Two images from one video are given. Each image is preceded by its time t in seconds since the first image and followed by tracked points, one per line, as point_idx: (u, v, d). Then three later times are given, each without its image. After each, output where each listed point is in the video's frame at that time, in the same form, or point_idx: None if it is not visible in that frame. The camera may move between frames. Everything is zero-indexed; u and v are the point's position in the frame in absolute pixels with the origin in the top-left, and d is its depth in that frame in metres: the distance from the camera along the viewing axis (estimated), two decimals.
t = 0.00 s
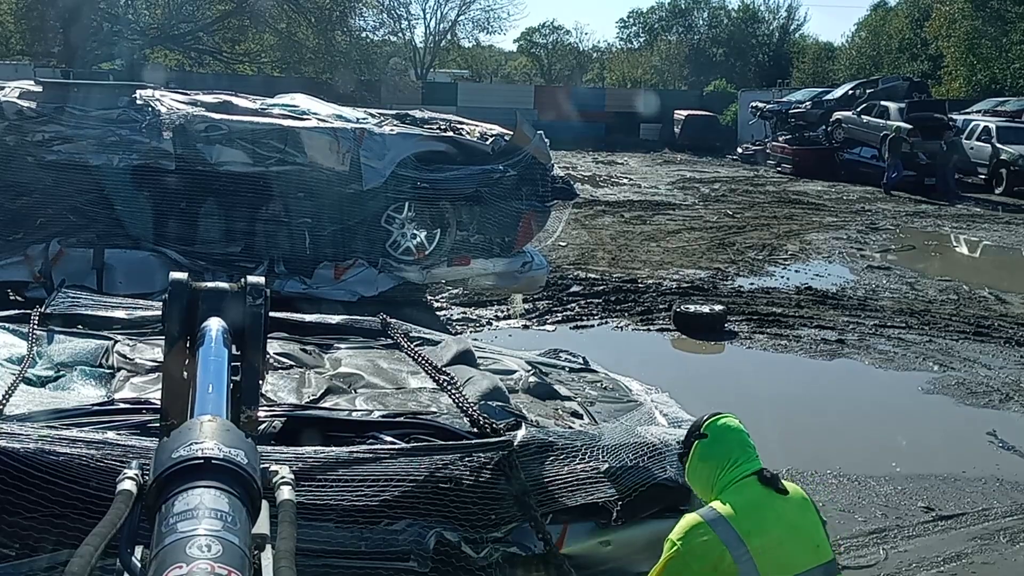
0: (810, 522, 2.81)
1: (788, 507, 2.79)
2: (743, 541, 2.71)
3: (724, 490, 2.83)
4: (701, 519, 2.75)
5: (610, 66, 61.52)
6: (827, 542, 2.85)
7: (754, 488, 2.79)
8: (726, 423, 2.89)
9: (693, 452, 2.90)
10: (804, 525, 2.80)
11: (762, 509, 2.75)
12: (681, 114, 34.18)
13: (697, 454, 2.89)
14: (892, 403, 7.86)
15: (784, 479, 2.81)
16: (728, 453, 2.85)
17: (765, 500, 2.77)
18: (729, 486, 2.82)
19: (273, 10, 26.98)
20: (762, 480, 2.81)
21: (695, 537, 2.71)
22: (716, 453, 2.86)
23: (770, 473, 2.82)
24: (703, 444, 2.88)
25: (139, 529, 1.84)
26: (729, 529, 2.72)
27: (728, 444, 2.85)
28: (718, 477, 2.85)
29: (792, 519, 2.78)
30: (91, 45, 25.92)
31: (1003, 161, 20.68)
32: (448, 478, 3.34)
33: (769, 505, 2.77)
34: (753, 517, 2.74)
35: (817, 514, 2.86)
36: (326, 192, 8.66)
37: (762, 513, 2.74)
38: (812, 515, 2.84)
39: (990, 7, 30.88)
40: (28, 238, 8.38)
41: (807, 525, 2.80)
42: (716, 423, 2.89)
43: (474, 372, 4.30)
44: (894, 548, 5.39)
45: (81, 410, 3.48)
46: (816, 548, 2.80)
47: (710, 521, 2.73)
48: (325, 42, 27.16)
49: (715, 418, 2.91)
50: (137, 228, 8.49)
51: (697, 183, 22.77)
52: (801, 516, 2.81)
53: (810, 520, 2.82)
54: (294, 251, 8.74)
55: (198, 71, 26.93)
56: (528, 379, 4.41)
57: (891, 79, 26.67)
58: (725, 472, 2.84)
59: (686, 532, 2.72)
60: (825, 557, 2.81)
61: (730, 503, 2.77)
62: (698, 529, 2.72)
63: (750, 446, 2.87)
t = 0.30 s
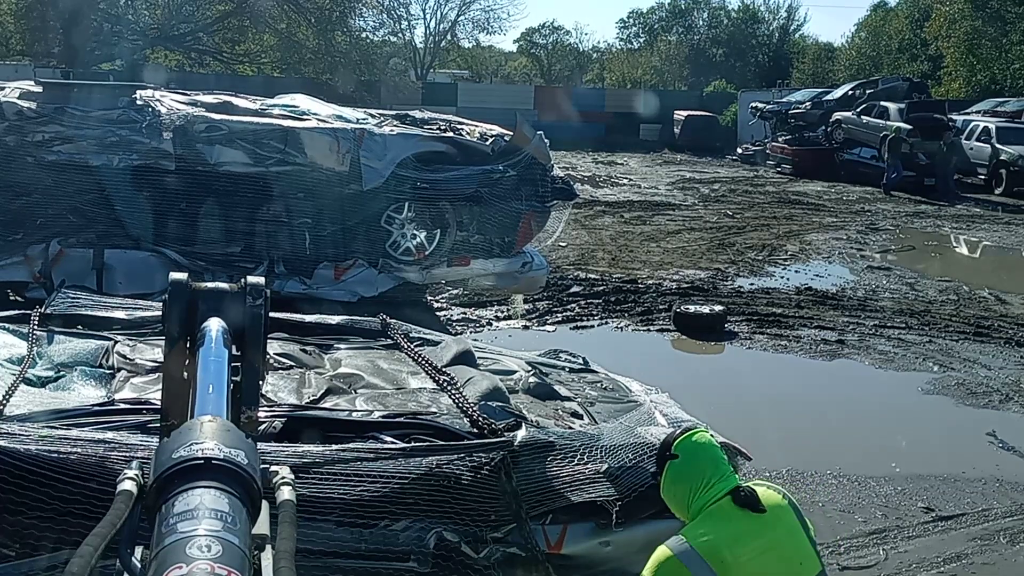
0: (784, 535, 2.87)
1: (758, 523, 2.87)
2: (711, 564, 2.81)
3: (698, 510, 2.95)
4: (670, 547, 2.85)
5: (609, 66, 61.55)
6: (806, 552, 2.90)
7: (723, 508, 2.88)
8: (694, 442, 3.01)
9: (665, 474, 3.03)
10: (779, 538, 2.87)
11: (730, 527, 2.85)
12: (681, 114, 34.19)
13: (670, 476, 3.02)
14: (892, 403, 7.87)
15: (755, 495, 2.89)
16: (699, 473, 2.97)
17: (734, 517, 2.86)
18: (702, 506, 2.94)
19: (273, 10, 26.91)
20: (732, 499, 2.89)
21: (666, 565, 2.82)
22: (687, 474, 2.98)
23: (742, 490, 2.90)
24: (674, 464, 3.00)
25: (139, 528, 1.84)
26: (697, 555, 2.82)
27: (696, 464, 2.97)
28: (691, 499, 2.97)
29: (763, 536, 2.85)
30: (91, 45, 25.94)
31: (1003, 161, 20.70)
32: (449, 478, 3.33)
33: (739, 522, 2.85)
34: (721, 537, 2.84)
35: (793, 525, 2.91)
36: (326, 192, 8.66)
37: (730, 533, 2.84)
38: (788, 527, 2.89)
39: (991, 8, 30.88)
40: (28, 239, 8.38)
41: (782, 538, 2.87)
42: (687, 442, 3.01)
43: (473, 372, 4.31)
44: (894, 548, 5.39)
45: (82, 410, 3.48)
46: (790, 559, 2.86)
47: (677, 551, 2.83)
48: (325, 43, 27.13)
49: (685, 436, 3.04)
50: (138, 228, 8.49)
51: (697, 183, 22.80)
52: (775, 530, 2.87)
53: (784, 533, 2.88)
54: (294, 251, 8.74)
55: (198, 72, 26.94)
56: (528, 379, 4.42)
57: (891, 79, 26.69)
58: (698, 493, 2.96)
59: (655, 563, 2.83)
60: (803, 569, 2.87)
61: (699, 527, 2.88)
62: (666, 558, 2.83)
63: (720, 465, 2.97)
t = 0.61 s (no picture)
0: (784, 542, 2.89)
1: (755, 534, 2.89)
2: None
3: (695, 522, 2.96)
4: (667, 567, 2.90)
5: (609, 66, 61.56)
6: (810, 555, 2.92)
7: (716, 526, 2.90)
8: (689, 455, 2.98)
9: (663, 485, 3.02)
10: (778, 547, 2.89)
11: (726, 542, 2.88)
12: (681, 115, 34.24)
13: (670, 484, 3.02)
14: (892, 403, 7.86)
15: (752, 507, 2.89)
16: (695, 486, 2.96)
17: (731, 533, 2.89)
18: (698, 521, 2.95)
19: (273, 10, 26.86)
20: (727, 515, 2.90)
21: None
22: (684, 486, 2.97)
23: (734, 508, 2.90)
24: (671, 476, 2.99)
25: (139, 528, 1.84)
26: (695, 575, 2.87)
27: (691, 477, 2.96)
28: (689, 508, 2.98)
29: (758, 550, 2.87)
30: (91, 46, 25.91)
31: (1003, 162, 20.70)
32: (448, 479, 3.34)
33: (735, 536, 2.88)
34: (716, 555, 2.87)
35: (791, 531, 2.91)
36: (326, 192, 8.66)
37: (727, 551, 2.87)
38: (789, 535, 2.90)
39: (991, 8, 30.87)
40: (28, 238, 8.38)
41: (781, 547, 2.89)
42: (682, 454, 2.99)
43: (474, 373, 4.31)
44: (894, 548, 5.39)
45: (82, 410, 3.48)
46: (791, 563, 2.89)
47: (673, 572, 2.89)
48: (325, 43, 27.09)
49: (682, 447, 3.00)
50: (138, 228, 8.49)
51: (697, 183, 22.81)
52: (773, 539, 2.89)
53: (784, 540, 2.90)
54: (294, 251, 8.74)
55: (198, 72, 26.92)
56: (528, 379, 4.42)
57: (891, 80, 26.71)
58: (695, 506, 2.96)
59: None
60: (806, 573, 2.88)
61: (695, 546, 2.90)
62: None
63: (717, 476, 2.95)
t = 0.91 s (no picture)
0: (833, 538, 2.87)
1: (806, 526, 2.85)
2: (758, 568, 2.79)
3: (743, 514, 2.91)
4: (723, 552, 2.81)
5: (609, 66, 61.61)
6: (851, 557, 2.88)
7: (768, 515, 2.85)
8: (738, 444, 2.96)
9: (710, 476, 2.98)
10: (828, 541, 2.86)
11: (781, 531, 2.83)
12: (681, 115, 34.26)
13: (715, 476, 2.99)
14: (892, 403, 7.87)
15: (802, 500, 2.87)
16: (744, 476, 2.92)
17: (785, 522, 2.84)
18: (747, 511, 2.90)
19: (273, 10, 26.82)
20: (777, 504, 2.86)
21: (719, 571, 2.79)
22: (732, 476, 2.94)
23: (787, 498, 2.87)
24: (719, 466, 2.97)
25: (138, 529, 1.84)
26: (751, 560, 2.79)
27: (742, 466, 2.93)
28: (737, 499, 2.93)
29: (811, 541, 2.83)
30: (90, 47, 25.91)
31: (1003, 162, 20.71)
32: (447, 479, 3.33)
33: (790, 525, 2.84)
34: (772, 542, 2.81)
35: (837, 527, 2.90)
36: (326, 193, 8.66)
37: (783, 538, 2.82)
38: (833, 534, 2.88)
39: (990, 8, 30.89)
40: (28, 238, 8.38)
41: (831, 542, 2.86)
42: (731, 444, 2.97)
43: (473, 372, 4.32)
44: (894, 549, 5.39)
45: (81, 410, 3.48)
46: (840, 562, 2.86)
47: (730, 556, 2.80)
48: (325, 43, 27.05)
49: (731, 437, 2.98)
50: (138, 228, 8.49)
51: (697, 183, 22.82)
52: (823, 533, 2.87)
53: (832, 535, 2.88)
54: (294, 252, 8.75)
55: (198, 72, 26.92)
56: (527, 380, 4.42)
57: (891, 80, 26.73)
58: (742, 497, 2.92)
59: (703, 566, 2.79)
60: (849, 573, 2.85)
61: (749, 532, 2.84)
62: (719, 564, 2.79)
63: (766, 468, 2.93)
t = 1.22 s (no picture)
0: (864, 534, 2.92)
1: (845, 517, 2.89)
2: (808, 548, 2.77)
3: (781, 503, 2.91)
4: (775, 528, 2.77)
5: (608, 66, 61.58)
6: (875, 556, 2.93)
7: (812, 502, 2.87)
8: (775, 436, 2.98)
9: (747, 466, 2.98)
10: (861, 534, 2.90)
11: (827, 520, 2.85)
12: (681, 115, 34.26)
13: (750, 468, 2.98)
14: (892, 403, 7.87)
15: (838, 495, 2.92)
16: (784, 466, 2.94)
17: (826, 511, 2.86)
18: (787, 499, 2.90)
19: (273, 11, 26.76)
20: (817, 494, 2.89)
21: (774, 547, 2.74)
22: (772, 466, 2.94)
23: (827, 489, 2.90)
24: (756, 457, 2.97)
25: (138, 528, 1.84)
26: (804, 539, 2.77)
27: (782, 457, 2.94)
28: (773, 490, 2.94)
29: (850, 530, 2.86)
30: (90, 47, 25.88)
31: (1003, 162, 20.70)
32: (448, 478, 3.34)
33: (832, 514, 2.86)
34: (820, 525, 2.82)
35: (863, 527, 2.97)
36: (326, 193, 8.66)
37: (829, 524, 2.83)
38: (864, 530, 2.92)
39: (990, 8, 30.92)
40: (28, 238, 8.39)
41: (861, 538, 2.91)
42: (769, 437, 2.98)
43: (474, 373, 4.31)
44: (894, 549, 5.39)
45: (81, 410, 3.48)
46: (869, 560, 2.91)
47: (784, 532, 2.77)
48: (325, 44, 27.04)
49: (766, 432, 3.00)
50: (138, 228, 8.49)
51: (697, 184, 22.81)
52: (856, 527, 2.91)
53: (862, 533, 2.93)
54: (294, 251, 8.74)
55: (198, 73, 26.91)
56: (528, 380, 4.42)
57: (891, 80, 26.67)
58: (780, 487, 2.93)
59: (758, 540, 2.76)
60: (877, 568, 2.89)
61: (799, 514, 2.83)
62: (775, 540, 2.75)
63: (804, 461, 2.96)
